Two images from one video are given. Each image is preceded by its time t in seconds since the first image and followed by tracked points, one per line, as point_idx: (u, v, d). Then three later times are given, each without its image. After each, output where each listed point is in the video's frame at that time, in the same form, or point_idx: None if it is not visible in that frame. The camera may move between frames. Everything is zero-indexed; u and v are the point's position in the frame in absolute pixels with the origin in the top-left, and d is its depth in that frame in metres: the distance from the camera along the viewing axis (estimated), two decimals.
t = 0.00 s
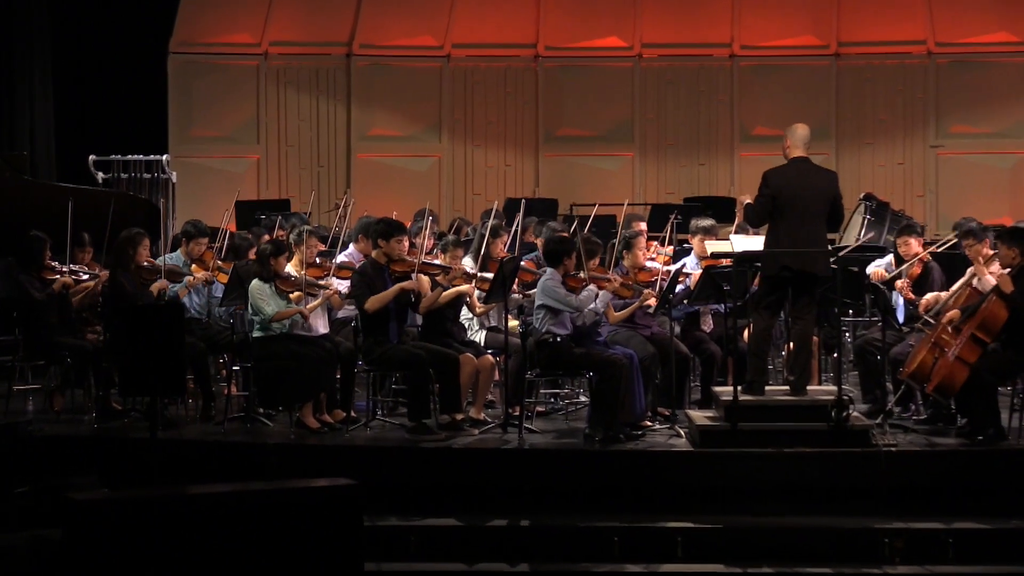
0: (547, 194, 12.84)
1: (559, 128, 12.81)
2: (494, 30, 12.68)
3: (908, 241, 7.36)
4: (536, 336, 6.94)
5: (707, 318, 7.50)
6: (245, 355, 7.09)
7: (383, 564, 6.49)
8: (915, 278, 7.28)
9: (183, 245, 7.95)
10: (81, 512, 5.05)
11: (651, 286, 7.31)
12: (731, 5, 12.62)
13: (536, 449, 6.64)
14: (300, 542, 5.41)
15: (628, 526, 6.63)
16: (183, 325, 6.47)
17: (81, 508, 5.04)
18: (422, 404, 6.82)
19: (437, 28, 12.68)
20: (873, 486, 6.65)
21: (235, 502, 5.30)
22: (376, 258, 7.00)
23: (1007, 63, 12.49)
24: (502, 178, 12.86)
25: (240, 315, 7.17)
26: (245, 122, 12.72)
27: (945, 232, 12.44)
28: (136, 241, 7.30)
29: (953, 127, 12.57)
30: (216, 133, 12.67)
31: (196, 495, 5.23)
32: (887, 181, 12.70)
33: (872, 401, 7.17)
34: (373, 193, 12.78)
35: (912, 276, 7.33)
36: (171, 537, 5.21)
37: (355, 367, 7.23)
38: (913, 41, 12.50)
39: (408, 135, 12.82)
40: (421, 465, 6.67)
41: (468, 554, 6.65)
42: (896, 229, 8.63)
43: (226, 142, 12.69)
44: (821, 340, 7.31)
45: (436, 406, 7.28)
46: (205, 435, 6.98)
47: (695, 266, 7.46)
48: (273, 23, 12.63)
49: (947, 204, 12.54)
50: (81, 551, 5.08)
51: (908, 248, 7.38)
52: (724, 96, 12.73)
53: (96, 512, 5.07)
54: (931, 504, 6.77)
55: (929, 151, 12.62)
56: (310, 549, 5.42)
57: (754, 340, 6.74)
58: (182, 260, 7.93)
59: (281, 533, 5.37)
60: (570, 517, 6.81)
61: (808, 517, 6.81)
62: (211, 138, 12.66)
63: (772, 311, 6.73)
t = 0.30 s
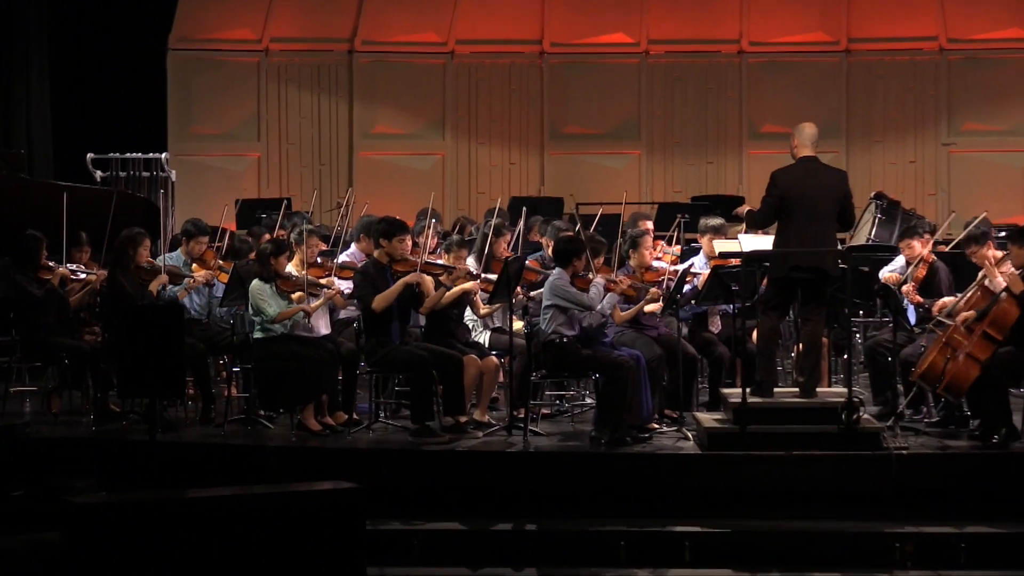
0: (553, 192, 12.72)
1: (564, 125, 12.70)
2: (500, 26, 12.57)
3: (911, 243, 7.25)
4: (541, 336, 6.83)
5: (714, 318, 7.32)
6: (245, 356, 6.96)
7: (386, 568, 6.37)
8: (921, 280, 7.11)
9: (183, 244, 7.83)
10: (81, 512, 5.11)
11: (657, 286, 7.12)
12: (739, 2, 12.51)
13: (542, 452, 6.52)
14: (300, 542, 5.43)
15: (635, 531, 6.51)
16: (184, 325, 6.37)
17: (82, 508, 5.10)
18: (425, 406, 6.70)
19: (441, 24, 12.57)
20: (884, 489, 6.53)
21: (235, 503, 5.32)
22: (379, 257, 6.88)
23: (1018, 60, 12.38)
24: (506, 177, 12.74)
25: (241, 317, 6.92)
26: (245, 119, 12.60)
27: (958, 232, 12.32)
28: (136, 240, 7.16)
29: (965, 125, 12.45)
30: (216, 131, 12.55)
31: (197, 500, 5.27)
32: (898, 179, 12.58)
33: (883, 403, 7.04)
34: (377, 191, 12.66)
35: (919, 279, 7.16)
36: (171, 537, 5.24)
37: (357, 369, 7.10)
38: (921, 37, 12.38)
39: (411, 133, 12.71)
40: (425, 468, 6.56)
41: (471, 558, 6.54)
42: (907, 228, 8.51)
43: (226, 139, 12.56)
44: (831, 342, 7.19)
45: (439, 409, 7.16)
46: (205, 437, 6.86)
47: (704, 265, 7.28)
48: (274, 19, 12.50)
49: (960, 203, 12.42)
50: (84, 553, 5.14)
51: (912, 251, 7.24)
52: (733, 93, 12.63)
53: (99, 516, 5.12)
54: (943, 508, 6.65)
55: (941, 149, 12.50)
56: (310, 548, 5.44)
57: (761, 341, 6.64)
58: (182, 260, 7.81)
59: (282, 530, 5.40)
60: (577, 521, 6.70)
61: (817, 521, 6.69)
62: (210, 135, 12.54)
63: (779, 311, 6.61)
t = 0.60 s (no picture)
0: (561, 190, 12.57)
1: (573, 121, 12.57)
2: (510, 21, 12.43)
3: (930, 241, 7.13)
4: (549, 337, 6.68)
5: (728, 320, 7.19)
6: (247, 357, 6.81)
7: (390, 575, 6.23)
8: (940, 278, 6.98)
9: (184, 244, 7.69)
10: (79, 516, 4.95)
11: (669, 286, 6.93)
12: None
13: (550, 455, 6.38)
14: (300, 542, 5.33)
15: (646, 537, 6.36)
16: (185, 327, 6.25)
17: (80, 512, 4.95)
18: (431, 409, 6.56)
19: (446, 19, 12.43)
20: (900, 493, 6.38)
21: (236, 505, 5.23)
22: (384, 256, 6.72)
23: None
24: (514, 174, 12.58)
25: (244, 318, 6.70)
26: (248, 116, 12.46)
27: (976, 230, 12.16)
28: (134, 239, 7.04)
29: (982, 121, 12.30)
30: (218, 128, 12.40)
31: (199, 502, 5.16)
32: (914, 177, 12.41)
33: (899, 405, 6.89)
34: (383, 189, 12.53)
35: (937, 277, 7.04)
36: (171, 538, 5.12)
37: (362, 370, 6.95)
38: (933, 33, 12.25)
39: (416, 129, 12.57)
40: (430, 472, 6.41)
41: (478, 563, 6.39)
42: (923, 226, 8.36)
43: (227, 136, 12.42)
44: (845, 343, 7.03)
45: (445, 411, 7.01)
46: (205, 440, 6.71)
47: (716, 265, 7.12)
48: (277, 13, 12.35)
49: (977, 201, 12.26)
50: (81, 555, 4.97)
51: (931, 249, 7.12)
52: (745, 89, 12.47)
53: (97, 518, 4.97)
54: (961, 514, 6.50)
55: (958, 146, 12.34)
56: (311, 548, 5.35)
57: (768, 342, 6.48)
58: (183, 259, 7.67)
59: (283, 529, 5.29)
60: (585, 527, 6.56)
61: (832, 527, 6.53)
62: (212, 132, 12.39)
63: (790, 312, 6.49)
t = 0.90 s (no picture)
0: (572, 188, 12.45)
1: (585, 118, 12.43)
2: (522, 16, 12.28)
3: (954, 240, 6.98)
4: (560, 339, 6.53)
5: (741, 321, 6.93)
6: (251, 360, 6.66)
7: None
8: (964, 278, 6.84)
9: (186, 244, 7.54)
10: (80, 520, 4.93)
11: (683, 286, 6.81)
12: None
13: (561, 460, 6.23)
14: (300, 542, 5.29)
15: (659, 543, 6.20)
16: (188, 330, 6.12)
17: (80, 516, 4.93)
18: (440, 413, 6.41)
19: (454, 14, 12.28)
20: (919, 499, 6.23)
21: (240, 509, 5.19)
22: (391, 256, 6.58)
23: None
24: (524, 172, 12.46)
25: (247, 318, 6.60)
26: (251, 112, 12.29)
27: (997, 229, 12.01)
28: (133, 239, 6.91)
29: (1003, 118, 12.14)
30: (219, 124, 12.24)
31: (203, 507, 5.14)
32: (933, 175, 12.28)
33: (918, 409, 6.74)
34: (391, 186, 12.39)
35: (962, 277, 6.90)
36: (172, 539, 5.09)
37: (369, 372, 6.79)
38: (953, 27, 12.08)
39: (425, 126, 12.43)
40: (438, 477, 6.27)
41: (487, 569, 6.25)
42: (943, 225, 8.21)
43: (231, 133, 12.27)
44: (862, 346, 6.88)
45: (454, 414, 6.86)
46: (209, 444, 6.56)
47: (731, 265, 6.96)
48: (281, 7, 12.18)
49: (998, 200, 12.11)
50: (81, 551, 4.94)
51: (955, 249, 6.98)
52: (762, 84, 12.32)
53: (97, 519, 4.95)
54: (981, 519, 6.35)
55: (978, 144, 12.19)
56: (311, 549, 5.32)
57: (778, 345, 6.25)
58: (186, 259, 7.53)
59: (282, 526, 5.25)
60: (596, 533, 6.41)
61: (849, 533, 6.38)
62: (215, 129, 12.24)
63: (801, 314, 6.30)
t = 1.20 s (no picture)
0: (584, 185, 12.31)
1: (596, 114, 12.28)
2: (533, 11, 12.14)
3: (970, 241, 6.73)
4: (570, 341, 6.39)
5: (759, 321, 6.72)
6: (255, 362, 6.53)
7: None
8: (981, 281, 6.64)
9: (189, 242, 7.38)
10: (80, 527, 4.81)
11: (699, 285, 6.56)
12: None
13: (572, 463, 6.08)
14: (300, 541, 5.13)
15: (672, 549, 6.06)
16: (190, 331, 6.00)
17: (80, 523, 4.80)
18: (448, 415, 6.27)
19: (463, 8, 12.14)
20: (938, 504, 6.08)
21: (244, 515, 5.05)
22: (398, 255, 6.42)
23: None
24: (535, 169, 12.31)
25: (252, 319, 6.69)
26: (256, 109, 12.10)
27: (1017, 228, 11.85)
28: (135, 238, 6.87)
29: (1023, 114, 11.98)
30: (222, 121, 12.05)
31: (207, 512, 5.01)
32: (953, 172, 12.12)
33: (938, 412, 6.59)
34: (399, 184, 12.24)
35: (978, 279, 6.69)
36: (174, 542, 4.96)
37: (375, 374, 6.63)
38: (974, 22, 11.91)
39: (433, 123, 12.27)
40: (446, 481, 6.13)
41: None
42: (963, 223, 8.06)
43: (240, 130, 12.09)
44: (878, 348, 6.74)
45: (463, 417, 6.71)
46: (212, 447, 6.42)
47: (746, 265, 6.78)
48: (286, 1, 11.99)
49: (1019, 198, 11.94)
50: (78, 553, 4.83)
51: (971, 249, 6.73)
52: (777, 80, 12.16)
53: (98, 523, 4.83)
54: (1001, 525, 6.20)
55: (999, 140, 12.03)
56: (310, 548, 5.16)
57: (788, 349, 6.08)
58: (188, 258, 7.35)
59: (281, 527, 5.08)
60: (608, 538, 6.27)
61: (866, 538, 6.23)
62: (221, 125, 12.06)
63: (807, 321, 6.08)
